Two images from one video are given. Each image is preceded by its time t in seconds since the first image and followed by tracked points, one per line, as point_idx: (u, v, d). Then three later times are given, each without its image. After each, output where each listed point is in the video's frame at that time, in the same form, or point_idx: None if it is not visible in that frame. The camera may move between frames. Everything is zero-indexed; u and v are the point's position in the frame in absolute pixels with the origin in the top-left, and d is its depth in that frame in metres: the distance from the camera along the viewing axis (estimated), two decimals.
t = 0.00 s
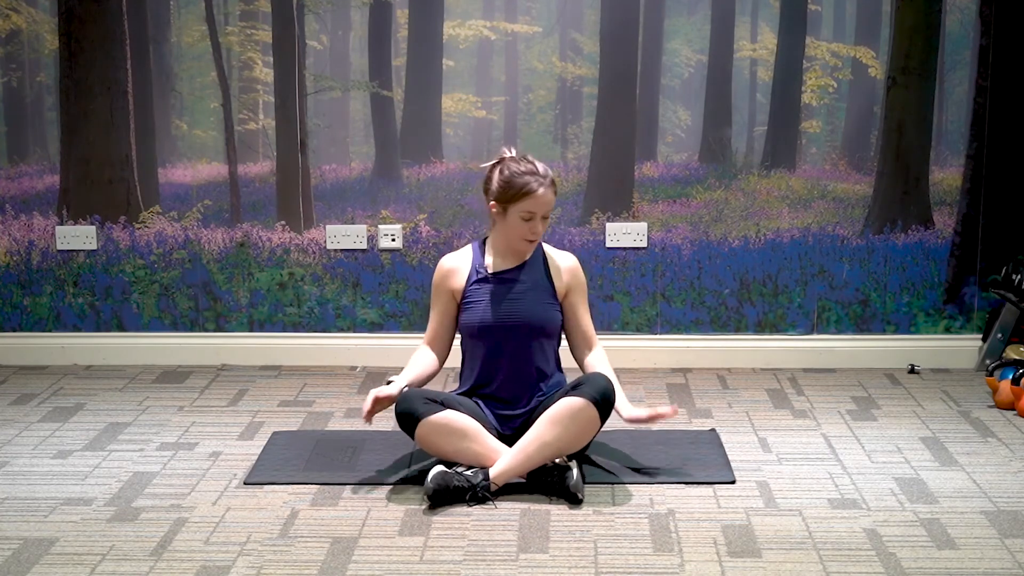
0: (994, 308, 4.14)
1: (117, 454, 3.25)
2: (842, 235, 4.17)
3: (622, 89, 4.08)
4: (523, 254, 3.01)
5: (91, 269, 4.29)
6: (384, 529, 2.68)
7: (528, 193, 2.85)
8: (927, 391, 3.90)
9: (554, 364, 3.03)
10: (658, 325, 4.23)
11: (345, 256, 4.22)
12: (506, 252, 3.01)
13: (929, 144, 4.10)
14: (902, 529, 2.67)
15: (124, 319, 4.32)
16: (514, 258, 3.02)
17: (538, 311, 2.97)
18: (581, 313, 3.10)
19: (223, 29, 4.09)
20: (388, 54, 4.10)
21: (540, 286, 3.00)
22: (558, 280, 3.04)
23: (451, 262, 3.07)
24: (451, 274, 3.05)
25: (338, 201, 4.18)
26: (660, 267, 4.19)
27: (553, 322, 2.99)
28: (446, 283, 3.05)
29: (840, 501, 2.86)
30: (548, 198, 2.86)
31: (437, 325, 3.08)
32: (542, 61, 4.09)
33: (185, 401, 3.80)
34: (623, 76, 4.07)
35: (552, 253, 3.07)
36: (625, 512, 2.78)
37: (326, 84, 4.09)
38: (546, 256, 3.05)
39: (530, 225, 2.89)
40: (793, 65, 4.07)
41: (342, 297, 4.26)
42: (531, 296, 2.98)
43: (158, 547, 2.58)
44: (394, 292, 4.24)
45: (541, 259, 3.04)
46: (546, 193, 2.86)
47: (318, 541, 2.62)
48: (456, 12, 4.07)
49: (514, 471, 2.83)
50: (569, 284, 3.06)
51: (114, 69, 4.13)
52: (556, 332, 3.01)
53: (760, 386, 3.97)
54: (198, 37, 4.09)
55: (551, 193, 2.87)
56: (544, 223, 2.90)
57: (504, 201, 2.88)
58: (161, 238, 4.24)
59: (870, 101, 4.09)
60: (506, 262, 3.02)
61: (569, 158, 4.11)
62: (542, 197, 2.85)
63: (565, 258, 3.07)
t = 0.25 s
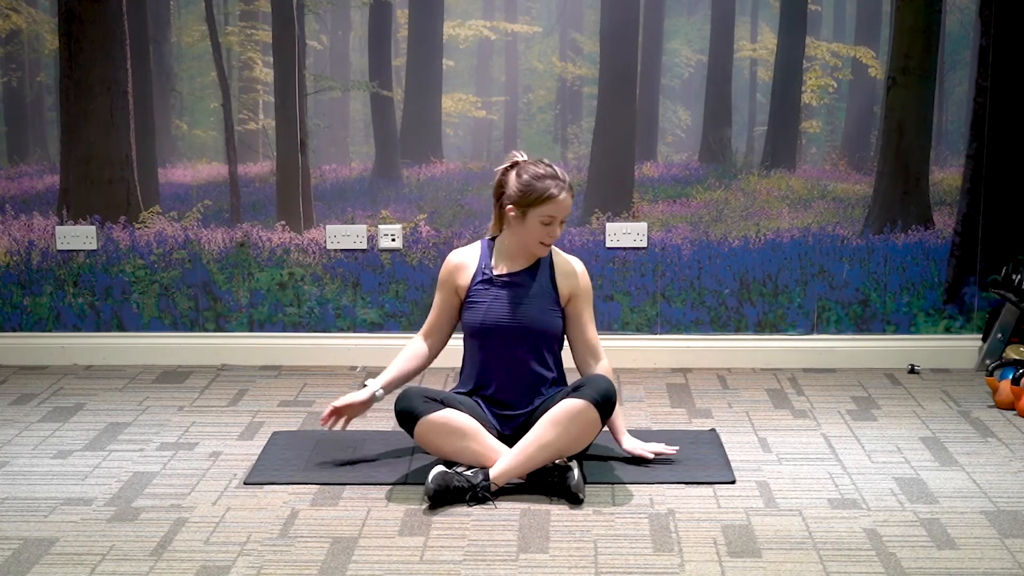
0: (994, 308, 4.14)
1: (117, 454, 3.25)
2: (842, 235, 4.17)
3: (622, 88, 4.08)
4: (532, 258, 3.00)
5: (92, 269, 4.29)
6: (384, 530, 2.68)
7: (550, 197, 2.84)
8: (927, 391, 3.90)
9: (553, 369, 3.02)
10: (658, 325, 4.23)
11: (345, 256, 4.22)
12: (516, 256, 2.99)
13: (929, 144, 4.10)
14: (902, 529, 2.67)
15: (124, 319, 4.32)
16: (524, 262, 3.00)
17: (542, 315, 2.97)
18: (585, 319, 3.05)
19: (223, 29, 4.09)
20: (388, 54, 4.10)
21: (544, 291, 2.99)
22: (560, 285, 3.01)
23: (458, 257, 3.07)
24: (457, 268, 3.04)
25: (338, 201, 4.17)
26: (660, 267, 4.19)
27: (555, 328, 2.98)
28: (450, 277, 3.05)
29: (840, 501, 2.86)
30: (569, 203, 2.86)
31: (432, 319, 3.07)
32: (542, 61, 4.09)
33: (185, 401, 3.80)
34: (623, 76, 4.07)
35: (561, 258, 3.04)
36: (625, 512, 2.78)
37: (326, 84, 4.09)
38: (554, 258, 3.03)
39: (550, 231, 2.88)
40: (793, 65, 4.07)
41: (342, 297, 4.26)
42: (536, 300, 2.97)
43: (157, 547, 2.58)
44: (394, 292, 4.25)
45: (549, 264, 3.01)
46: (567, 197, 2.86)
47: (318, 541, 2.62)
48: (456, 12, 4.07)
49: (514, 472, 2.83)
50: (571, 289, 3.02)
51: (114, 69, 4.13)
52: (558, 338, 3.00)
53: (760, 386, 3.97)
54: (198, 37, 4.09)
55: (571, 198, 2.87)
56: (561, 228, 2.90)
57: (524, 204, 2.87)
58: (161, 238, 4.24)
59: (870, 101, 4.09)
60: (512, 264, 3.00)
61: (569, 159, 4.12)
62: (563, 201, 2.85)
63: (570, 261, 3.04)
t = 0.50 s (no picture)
0: (994, 308, 4.14)
1: (118, 454, 3.25)
2: (842, 235, 4.17)
3: (622, 89, 4.08)
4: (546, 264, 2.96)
5: (91, 269, 4.29)
6: (384, 529, 2.68)
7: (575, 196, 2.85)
8: (927, 391, 3.90)
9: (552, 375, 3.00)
10: (658, 325, 4.24)
11: (345, 256, 4.22)
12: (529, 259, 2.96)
13: (929, 144, 4.10)
14: (902, 529, 2.67)
15: (124, 319, 4.32)
16: (536, 266, 2.96)
17: (547, 320, 2.94)
18: (600, 327, 3.01)
19: (223, 30, 4.09)
20: (388, 54, 4.10)
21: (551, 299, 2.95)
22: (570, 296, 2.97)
23: (486, 246, 3.08)
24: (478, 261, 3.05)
25: (338, 201, 4.17)
26: (660, 267, 4.19)
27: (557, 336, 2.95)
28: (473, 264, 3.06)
29: (840, 501, 2.86)
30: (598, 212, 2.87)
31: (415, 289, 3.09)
32: (542, 61, 4.09)
33: (185, 402, 3.80)
34: (623, 76, 4.07)
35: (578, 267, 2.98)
36: (625, 512, 2.78)
37: (326, 84, 4.09)
38: (570, 266, 2.97)
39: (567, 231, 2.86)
40: (793, 65, 4.07)
41: (342, 297, 4.26)
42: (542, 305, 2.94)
43: (158, 547, 2.58)
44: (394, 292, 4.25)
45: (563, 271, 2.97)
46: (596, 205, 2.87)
47: (318, 541, 2.62)
48: (456, 12, 4.07)
49: (514, 472, 2.84)
50: (582, 299, 2.98)
51: (115, 69, 4.13)
52: (559, 346, 2.97)
53: (760, 386, 3.97)
54: (198, 38, 4.09)
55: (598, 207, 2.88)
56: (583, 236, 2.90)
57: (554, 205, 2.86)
58: (161, 238, 4.24)
59: (869, 101, 4.09)
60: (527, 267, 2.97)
61: (569, 159, 4.12)
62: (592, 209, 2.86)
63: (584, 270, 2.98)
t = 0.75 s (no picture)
0: (994, 308, 4.14)
1: (117, 454, 3.25)
2: (842, 235, 4.17)
3: (622, 88, 4.08)
4: (564, 270, 2.95)
5: (92, 269, 4.29)
6: (384, 529, 2.68)
7: (611, 205, 2.89)
8: (927, 391, 3.90)
9: (552, 377, 2.98)
10: (658, 325, 4.24)
11: (345, 256, 4.22)
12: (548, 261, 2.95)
13: (929, 144, 4.10)
14: (902, 529, 2.67)
15: (124, 319, 4.32)
16: (555, 269, 2.95)
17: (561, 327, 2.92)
18: (611, 336, 2.99)
19: (223, 30, 4.09)
20: (388, 54, 4.10)
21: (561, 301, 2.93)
22: (586, 303, 2.95)
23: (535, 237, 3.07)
24: (514, 246, 3.05)
25: (338, 202, 4.17)
26: (660, 267, 4.19)
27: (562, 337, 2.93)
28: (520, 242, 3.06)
29: (840, 501, 2.86)
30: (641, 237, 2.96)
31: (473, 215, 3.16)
32: (542, 61, 4.09)
33: (185, 402, 3.80)
34: (623, 76, 4.07)
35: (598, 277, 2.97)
36: (625, 513, 2.78)
37: (326, 84, 4.09)
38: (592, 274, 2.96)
39: (594, 235, 2.87)
40: (793, 65, 4.07)
41: (342, 297, 4.26)
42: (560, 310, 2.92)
43: (157, 547, 2.58)
44: (394, 292, 4.25)
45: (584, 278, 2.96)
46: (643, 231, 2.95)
47: (318, 541, 2.62)
48: (456, 12, 4.07)
49: (514, 473, 2.84)
50: (597, 308, 2.96)
51: (115, 70, 4.13)
52: (565, 351, 2.96)
53: (760, 386, 3.97)
54: (198, 38, 4.09)
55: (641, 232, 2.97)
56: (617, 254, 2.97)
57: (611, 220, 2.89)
58: (161, 238, 4.24)
59: (869, 101, 4.09)
60: (546, 269, 2.96)
61: (569, 159, 4.11)
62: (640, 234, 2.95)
63: (602, 279, 2.97)
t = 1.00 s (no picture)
0: (994, 308, 4.14)
1: (117, 454, 3.25)
2: (842, 235, 4.17)
3: (622, 88, 4.08)
4: (582, 269, 2.94)
5: (92, 269, 4.29)
6: (384, 529, 2.68)
7: (636, 212, 2.92)
8: (926, 391, 3.90)
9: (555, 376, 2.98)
10: (658, 325, 4.24)
11: (345, 256, 4.22)
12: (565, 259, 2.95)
13: (929, 144, 4.10)
14: (902, 529, 2.67)
15: (124, 319, 4.32)
16: (574, 269, 2.94)
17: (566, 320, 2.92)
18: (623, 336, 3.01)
19: (223, 30, 4.09)
20: (388, 53, 4.10)
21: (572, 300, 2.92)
22: (598, 304, 2.96)
23: (568, 236, 3.05)
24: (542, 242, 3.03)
25: (338, 202, 4.17)
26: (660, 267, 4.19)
27: (569, 336, 2.93)
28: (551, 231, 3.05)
29: (840, 501, 2.86)
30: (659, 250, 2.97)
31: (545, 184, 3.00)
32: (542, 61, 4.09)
33: (185, 402, 3.80)
34: (623, 76, 4.07)
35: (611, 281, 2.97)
36: (625, 512, 2.78)
37: (326, 84, 4.09)
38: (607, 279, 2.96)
39: (614, 236, 2.88)
40: (793, 65, 4.07)
41: (342, 297, 4.26)
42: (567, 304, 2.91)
43: (157, 547, 2.58)
44: (394, 292, 4.25)
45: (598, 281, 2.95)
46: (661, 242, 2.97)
47: (318, 541, 2.62)
48: (456, 12, 4.07)
49: (515, 473, 2.84)
50: (609, 310, 2.97)
51: (115, 70, 4.13)
52: (571, 348, 2.95)
53: (760, 386, 3.97)
54: (198, 38, 4.09)
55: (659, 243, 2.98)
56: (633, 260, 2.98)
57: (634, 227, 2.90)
58: (161, 238, 4.24)
59: (869, 101, 4.09)
60: (563, 267, 2.95)
61: (569, 158, 4.11)
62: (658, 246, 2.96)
63: (617, 283, 2.97)
